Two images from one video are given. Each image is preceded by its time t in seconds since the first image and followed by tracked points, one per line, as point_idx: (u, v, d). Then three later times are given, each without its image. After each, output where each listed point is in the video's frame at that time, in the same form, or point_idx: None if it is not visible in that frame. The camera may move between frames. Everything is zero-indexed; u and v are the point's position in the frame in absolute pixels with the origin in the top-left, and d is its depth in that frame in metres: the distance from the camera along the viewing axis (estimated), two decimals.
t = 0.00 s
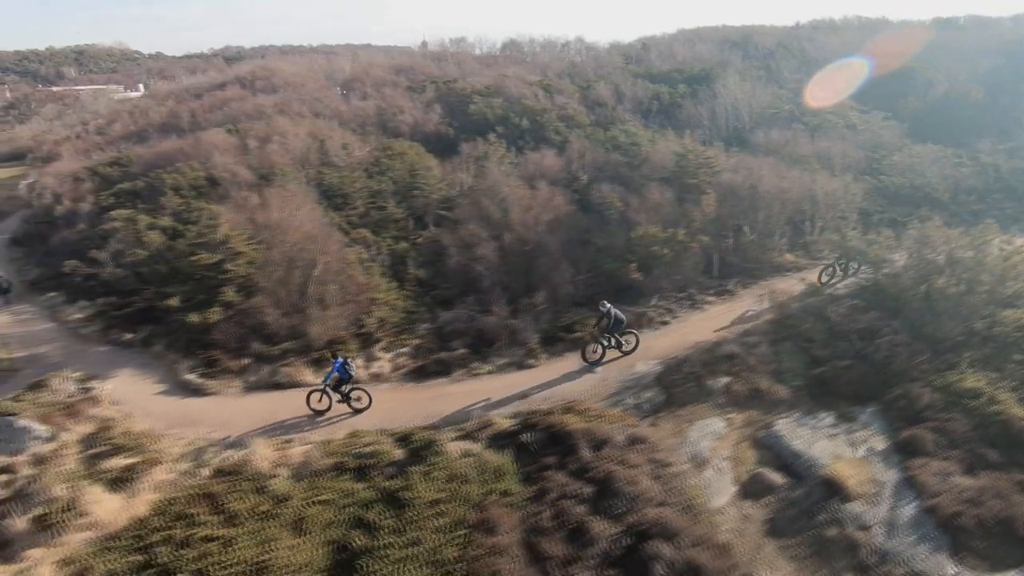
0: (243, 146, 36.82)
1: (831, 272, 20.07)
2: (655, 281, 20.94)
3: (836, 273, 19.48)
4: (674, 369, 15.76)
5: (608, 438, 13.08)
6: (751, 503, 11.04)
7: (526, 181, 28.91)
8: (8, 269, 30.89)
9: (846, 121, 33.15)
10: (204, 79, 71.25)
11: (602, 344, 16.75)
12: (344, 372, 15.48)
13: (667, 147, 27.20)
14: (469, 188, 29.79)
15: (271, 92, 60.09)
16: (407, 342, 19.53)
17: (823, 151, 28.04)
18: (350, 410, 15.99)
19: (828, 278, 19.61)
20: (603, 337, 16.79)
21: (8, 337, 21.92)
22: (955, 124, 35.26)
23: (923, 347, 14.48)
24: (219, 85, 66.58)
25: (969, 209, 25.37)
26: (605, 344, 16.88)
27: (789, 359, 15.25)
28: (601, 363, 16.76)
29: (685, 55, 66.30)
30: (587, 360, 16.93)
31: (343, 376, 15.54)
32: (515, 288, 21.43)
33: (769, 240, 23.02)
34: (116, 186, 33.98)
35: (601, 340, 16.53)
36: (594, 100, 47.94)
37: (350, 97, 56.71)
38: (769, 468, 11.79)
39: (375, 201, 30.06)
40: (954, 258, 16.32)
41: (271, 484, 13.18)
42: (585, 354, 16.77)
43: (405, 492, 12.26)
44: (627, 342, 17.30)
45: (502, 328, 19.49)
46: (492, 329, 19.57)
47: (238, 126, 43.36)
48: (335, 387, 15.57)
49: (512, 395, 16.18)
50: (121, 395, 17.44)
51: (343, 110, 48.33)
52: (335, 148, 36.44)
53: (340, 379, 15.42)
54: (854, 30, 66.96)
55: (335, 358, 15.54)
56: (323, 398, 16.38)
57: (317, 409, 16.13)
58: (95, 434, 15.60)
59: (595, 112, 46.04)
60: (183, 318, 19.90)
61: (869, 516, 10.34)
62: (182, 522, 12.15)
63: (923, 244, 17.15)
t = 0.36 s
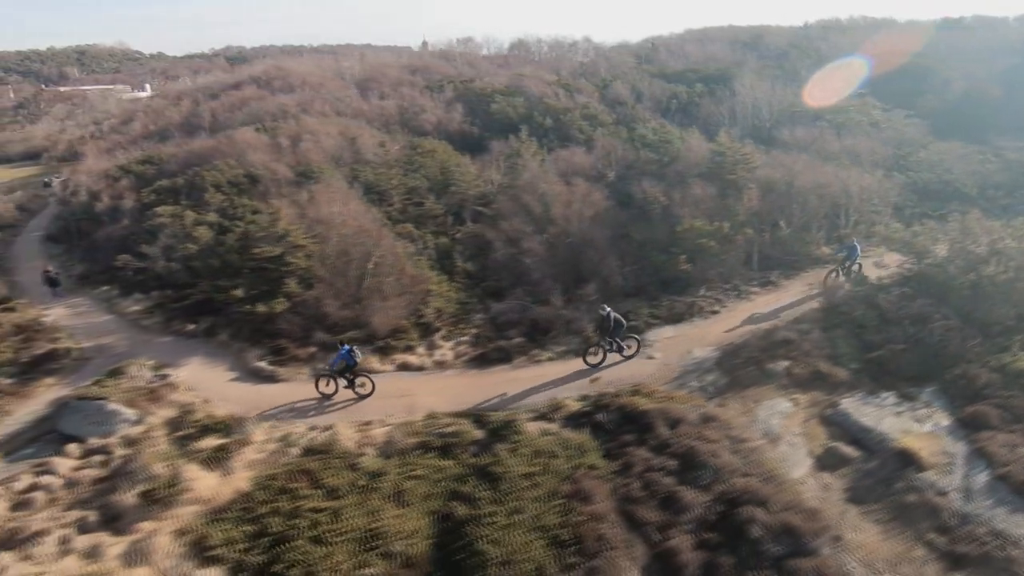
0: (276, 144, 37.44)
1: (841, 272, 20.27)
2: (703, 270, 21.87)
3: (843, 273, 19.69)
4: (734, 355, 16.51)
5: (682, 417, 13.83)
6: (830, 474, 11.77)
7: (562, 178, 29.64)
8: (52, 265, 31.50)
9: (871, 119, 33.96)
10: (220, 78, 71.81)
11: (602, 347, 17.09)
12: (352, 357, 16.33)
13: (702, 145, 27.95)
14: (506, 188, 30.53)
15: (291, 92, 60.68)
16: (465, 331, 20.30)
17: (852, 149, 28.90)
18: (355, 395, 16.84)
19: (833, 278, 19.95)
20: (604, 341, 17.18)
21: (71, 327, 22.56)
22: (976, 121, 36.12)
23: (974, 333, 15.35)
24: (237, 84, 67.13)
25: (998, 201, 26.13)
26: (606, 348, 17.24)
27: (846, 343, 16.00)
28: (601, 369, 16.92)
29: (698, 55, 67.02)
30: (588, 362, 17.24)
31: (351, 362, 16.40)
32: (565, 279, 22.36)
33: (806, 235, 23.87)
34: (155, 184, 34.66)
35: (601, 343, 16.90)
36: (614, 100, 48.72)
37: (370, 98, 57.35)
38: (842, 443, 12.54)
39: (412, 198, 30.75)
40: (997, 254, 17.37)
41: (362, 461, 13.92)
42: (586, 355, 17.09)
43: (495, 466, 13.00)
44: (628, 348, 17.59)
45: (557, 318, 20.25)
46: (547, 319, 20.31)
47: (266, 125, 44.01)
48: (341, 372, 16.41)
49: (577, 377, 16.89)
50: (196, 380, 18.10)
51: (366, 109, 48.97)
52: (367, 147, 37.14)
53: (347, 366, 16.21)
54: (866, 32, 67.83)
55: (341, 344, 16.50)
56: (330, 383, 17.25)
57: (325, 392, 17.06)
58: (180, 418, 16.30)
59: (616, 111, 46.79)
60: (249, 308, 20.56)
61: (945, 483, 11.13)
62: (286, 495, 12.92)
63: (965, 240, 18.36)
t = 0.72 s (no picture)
0: (305, 142, 37.90)
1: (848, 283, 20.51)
2: (746, 265, 22.74)
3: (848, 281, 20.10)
4: (788, 342, 17.06)
5: (748, 401, 14.38)
6: (899, 453, 12.39)
7: (595, 176, 30.20)
8: (91, 261, 31.98)
9: (894, 117, 34.63)
10: (235, 78, 72.12)
11: (595, 349, 17.32)
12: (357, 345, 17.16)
13: (734, 143, 28.51)
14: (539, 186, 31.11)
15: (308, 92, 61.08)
16: (517, 324, 20.90)
17: (880, 146, 29.56)
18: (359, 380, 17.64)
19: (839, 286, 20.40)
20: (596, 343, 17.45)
21: (126, 321, 23.08)
22: (997, 119, 36.85)
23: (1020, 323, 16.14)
24: (253, 84, 67.53)
25: None
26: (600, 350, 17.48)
27: (897, 334, 16.64)
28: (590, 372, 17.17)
29: (711, 55, 67.53)
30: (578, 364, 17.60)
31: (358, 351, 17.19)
32: (610, 274, 23.22)
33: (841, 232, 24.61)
34: (189, 182, 35.15)
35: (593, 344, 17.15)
36: (633, 100, 49.26)
37: (388, 97, 57.79)
38: (907, 425, 13.19)
39: (446, 195, 31.23)
40: None
41: (439, 444, 14.46)
42: (576, 355, 17.50)
43: (573, 448, 13.54)
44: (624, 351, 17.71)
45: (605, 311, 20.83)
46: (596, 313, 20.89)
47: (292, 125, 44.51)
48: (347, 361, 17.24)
49: (635, 365, 17.49)
50: (261, 371, 18.67)
51: (387, 108, 49.46)
52: (397, 146, 37.73)
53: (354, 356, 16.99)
54: (876, 32, 68.51)
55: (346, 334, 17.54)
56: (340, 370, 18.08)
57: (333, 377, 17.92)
58: (253, 406, 16.85)
59: (636, 110, 47.33)
60: (304, 302, 21.10)
61: (1012, 462, 11.86)
62: (373, 477, 13.48)
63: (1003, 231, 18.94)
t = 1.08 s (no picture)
0: (330, 142, 38.28)
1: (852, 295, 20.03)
2: (782, 263, 23.26)
3: (849, 293, 19.58)
4: (833, 336, 17.47)
5: (802, 392, 14.75)
6: (955, 444, 12.90)
7: (623, 175, 30.59)
8: (123, 259, 32.28)
9: (915, 117, 35.09)
10: (247, 79, 72.39)
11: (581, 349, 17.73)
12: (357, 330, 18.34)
13: (762, 143, 28.90)
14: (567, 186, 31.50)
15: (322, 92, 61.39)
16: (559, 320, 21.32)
17: (904, 146, 30.05)
18: (359, 367, 18.66)
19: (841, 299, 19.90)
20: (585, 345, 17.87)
21: (171, 318, 23.45)
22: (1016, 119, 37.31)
23: None
24: (266, 84, 67.83)
25: None
26: (587, 352, 17.87)
27: (940, 328, 17.10)
28: (577, 374, 17.50)
29: (722, 56, 67.88)
30: (566, 365, 17.99)
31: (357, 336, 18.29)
32: (646, 271, 23.67)
33: (872, 229, 25.01)
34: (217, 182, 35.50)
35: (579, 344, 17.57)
36: (650, 101, 49.64)
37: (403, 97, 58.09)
38: (960, 417, 13.66)
39: (475, 193, 31.60)
40: None
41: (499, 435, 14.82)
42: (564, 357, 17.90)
43: (634, 438, 13.92)
44: (610, 355, 17.86)
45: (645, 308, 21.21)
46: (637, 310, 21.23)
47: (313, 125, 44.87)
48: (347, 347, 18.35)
49: (682, 359, 17.92)
50: (313, 364, 19.05)
51: (405, 108, 49.83)
52: (421, 146, 38.12)
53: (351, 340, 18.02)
54: (886, 33, 68.98)
55: (348, 325, 19.04)
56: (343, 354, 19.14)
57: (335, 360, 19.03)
58: (310, 398, 17.24)
59: (653, 110, 47.71)
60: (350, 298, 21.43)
61: None
62: (440, 466, 13.88)
63: None
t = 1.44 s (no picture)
0: (347, 142, 38.48)
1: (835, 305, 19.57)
2: (808, 261, 23.52)
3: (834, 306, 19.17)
4: (865, 333, 17.69)
5: (841, 388, 14.94)
6: (996, 438, 13.33)
7: (643, 175, 30.80)
8: (145, 259, 32.38)
9: (929, 118, 35.42)
10: (255, 80, 72.48)
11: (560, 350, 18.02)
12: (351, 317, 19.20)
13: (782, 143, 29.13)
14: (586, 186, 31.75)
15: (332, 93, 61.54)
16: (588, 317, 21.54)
17: (921, 148, 30.39)
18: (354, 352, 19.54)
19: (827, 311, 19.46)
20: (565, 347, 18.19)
21: (203, 317, 23.60)
22: None
23: None
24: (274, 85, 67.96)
25: None
26: (565, 354, 18.15)
27: (972, 326, 17.42)
28: (573, 373, 17.76)
29: (729, 57, 68.15)
30: (548, 367, 18.18)
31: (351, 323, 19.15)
32: (671, 269, 23.86)
33: (895, 228, 25.23)
34: (236, 183, 35.67)
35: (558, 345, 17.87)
36: (661, 102, 49.89)
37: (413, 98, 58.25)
38: (1000, 413, 14.00)
39: (495, 193, 31.82)
40: None
41: (543, 430, 14.96)
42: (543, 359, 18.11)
43: (680, 433, 14.09)
44: (587, 360, 17.97)
45: (673, 306, 21.42)
46: (665, 308, 21.39)
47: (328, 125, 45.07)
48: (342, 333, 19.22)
49: (715, 356, 18.16)
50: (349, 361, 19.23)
51: (417, 109, 50.04)
52: (438, 146, 38.36)
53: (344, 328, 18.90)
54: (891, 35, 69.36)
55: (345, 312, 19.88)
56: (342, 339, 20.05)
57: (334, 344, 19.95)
58: (350, 396, 17.44)
59: (665, 111, 47.94)
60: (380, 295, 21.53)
61: None
62: (488, 461, 14.09)
63: None
